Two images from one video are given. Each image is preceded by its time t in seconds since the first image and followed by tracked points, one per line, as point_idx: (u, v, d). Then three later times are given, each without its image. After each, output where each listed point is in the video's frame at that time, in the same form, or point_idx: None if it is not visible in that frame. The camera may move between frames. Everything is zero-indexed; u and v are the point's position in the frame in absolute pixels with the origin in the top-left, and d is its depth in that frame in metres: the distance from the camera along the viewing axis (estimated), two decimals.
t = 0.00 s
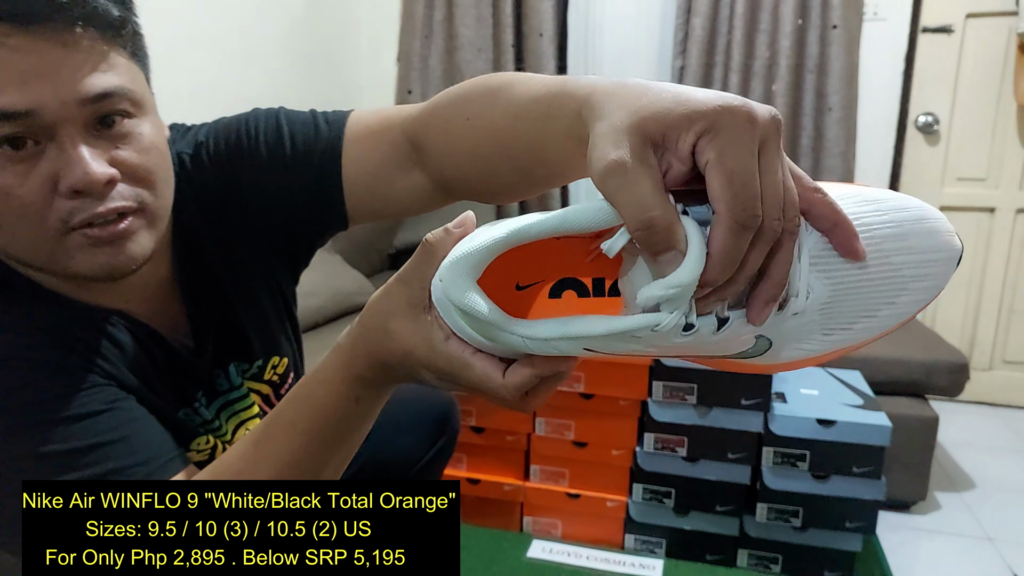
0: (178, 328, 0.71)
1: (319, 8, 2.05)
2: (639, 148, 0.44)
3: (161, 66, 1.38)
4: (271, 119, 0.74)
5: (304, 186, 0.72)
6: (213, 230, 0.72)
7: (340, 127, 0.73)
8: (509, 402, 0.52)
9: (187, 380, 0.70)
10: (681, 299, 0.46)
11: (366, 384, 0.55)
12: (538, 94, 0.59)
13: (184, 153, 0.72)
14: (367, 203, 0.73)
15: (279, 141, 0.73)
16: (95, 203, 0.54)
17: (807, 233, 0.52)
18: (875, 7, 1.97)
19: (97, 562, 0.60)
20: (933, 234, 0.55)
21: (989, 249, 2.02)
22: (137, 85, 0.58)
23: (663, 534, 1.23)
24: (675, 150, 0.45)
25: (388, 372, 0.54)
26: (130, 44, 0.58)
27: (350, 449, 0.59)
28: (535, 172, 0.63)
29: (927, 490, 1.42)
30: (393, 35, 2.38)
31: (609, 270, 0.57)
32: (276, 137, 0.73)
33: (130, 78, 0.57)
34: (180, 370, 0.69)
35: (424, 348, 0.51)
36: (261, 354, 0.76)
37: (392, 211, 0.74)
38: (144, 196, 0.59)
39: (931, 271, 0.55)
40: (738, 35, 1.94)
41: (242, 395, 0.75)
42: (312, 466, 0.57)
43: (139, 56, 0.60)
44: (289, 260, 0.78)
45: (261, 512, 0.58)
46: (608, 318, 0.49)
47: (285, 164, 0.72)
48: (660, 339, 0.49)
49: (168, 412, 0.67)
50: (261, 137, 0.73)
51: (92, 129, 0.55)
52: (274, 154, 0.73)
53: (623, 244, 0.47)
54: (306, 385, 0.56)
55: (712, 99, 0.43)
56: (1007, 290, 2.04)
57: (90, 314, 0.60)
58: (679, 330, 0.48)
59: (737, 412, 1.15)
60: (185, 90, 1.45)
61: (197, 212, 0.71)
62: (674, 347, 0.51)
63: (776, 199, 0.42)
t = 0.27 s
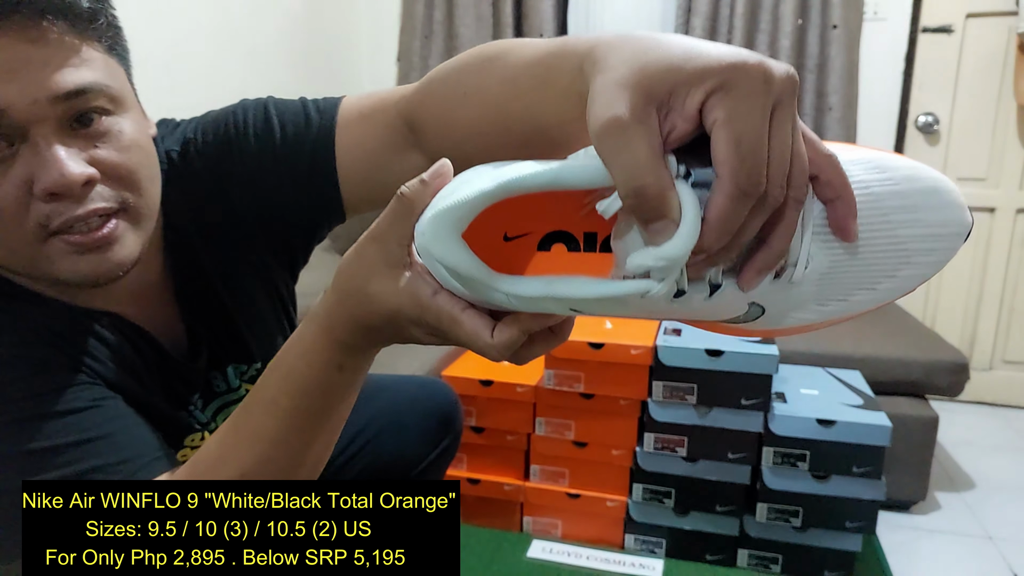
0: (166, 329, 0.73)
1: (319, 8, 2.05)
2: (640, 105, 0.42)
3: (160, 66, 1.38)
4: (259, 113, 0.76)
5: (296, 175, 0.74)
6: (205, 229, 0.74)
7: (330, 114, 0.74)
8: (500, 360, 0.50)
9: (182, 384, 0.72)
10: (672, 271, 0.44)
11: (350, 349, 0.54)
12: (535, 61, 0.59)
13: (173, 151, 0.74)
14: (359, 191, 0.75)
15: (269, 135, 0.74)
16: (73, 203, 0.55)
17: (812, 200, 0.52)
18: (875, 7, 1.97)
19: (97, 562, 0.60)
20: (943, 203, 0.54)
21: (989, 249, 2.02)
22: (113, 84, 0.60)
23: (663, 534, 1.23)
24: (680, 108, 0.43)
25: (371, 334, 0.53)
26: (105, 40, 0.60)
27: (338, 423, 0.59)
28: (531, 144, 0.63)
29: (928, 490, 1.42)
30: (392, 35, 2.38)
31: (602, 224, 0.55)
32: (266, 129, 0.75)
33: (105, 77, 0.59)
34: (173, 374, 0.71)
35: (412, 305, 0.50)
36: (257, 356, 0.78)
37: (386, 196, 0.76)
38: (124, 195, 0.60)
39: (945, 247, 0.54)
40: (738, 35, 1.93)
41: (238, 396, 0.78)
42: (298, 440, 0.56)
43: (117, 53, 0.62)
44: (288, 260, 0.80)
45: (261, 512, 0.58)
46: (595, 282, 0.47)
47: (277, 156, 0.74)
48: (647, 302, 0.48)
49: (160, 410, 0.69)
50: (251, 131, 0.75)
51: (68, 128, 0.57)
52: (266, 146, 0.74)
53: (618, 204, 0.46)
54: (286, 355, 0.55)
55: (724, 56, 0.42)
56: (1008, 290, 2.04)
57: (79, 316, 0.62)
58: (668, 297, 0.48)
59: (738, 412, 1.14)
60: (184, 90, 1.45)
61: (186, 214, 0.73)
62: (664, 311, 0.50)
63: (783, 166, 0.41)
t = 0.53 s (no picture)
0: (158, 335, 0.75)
1: (319, 8, 2.05)
2: (611, 39, 0.39)
3: (160, 66, 1.38)
4: (249, 111, 0.77)
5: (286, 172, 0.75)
6: (197, 234, 0.75)
7: (320, 110, 0.75)
8: (471, 335, 0.49)
9: (172, 391, 0.75)
10: (640, 220, 0.43)
11: (321, 336, 0.55)
12: (517, 36, 0.58)
13: (163, 154, 0.74)
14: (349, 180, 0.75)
15: (261, 134, 0.76)
16: (60, 209, 0.56)
17: (800, 157, 0.50)
18: (875, 7, 1.97)
19: (97, 562, 0.60)
20: (939, 174, 0.54)
21: (988, 249, 2.02)
22: (100, 85, 0.60)
23: (663, 534, 1.23)
24: (655, 43, 0.40)
25: (342, 317, 0.53)
26: (93, 39, 0.60)
27: (314, 413, 0.59)
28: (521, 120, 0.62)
29: (927, 490, 1.42)
30: (392, 35, 2.38)
31: (578, 189, 0.56)
32: (257, 126, 0.76)
33: (93, 80, 0.59)
34: (166, 379, 0.74)
35: (379, 279, 0.50)
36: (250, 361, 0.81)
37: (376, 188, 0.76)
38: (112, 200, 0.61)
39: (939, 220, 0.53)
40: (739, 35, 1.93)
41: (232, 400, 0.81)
42: (271, 431, 0.56)
43: (105, 53, 0.62)
44: (283, 263, 0.81)
45: (261, 512, 0.60)
46: (562, 239, 0.46)
47: (267, 150, 0.75)
48: (617, 265, 0.47)
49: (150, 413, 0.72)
50: (241, 129, 0.76)
51: (54, 133, 0.57)
52: (258, 141, 0.75)
53: (589, 154, 0.42)
54: (256, 346, 0.55)
55: None
56: (1007, 290, 2.04)
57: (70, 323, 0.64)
58: (638, 257, 0.47)
59: (738, 411, 1.14)
60: (184, 89, 1.45)
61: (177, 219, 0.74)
62: (637, 275, 0.49)
63: (762, 105, 0.38)
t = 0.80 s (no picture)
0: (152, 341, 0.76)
1: (319, 8, 2.05)
2: (604, 54, 0.39)
3: (161, 67, 1.38)
4: (240, 114, 0.77)
5: (275, 175, 0.75)
6: (187, 235, 0.75)
7: (310, 112, 0.76)
8: (461, 348, 0.50)
9: (164, 397, 0.76)
10: (634, 238, 0.43)
11: (305, 349, 0.56)
12: (504, 42, 0.59)
13: (152, 155, 0.75)
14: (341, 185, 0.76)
15: (251, 135, 0.76)
16: (42, 214, 0.57)
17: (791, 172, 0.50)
18: (875, 7, 1.97)
19: (97, 562, 0.60)
20: (932, 186, 0.54)
21: (988, 250, 2.02)
22: (83, 88, 0.60)
23: (663, 534, 1.23)
24: (648, 58, 0.40)
25: (327, 331, 0.54)
26: (73, 40, 0.60)
27: (302, 422, 0.60)
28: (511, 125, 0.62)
29: (927, 490, 1.42)
30: (393, 36, 2.38)
31: (568, 202, 0.56)
32: (248, 129, 0.76)
33: (75, 83, 0.59)
34: (158, 386, 0.75)
35: (363, 293, 0.50)
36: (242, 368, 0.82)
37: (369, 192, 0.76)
38: (98, 204, 0.62)
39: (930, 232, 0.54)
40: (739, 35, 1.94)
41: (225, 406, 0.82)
42: (258, 442, 0.57)
43: (87, 54, 0.63)
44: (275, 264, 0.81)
45: (261, 512, 0.60)
46: (554, 256, 0.47)
47: (259, 153, 0.76)
48: (609, 279, 0.48)
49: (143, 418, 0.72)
50: (232, 130, 0.76)
51: (37, 137, 0.58)
52: (248, 144, 0.76)
53: (581, 169, 0.43)
54: (242, 357, 0.56)
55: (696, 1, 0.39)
56: (1007, 290, 2.04)
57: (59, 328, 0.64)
58: (632, 272, 0.47)
59: (737, 412, 1.15)
60: (185, 90, 1.45)
61: (167, 220, 0.74)
62: (629, 289, 0.50)
63: (758, 122, 0.38)
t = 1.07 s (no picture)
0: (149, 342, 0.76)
1: (319, 8, 2.05)
2: (597, 62, 0.39)
3: (161, 67, 1.38)
4: (235, 115, 0.77)
5: (271, 178, 0.76)
6: (182, 236, 0.75)
7: (306, 114, 0.76)
8: (456, 356, 0.49)
9: (161, 399, 0.76)
10: (629, 246, 0.43)
11: (298, 357, 0.56)
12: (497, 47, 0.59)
13: (148, 155, 0.75)
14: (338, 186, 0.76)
15: (247, 137, 0.76)
16: (37, 215, 0.56)
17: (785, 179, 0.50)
18: (875, 7, 1.97)
19: (97, 562, 0.60)
20: (929, 192, 0.54)
21: (989, 249, 2.02)
22: (77, 90, 0.60)
23: (663, 534, 1.23)
24: (642, 66, 0.39)
25: (317, 341, 0.54)
26: (67, 40, 0.60)
27: (295, 428, 0.61)
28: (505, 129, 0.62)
29: (928, 490, 1.42)
30: (393, 35, 2.38)
31: (562, 209, 0.56)
32: (243, 130, 0.76)
33: (69, 84, 0.59)
34: (154, 388, 0.75)
35: (357, 302, 0.50)
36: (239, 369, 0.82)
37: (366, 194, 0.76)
38: (94, 205, 0.61)
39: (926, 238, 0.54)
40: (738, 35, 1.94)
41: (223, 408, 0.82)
42: (251, 449, 0.58)
43: (81, 55, 0.63)
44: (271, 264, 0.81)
45: (261, 512, 0.61)
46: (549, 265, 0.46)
47: (254, 155, 0.76)
48: (605, 289, 0.47)
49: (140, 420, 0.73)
50: (228, 132, 0.76)
51: (32, 139, 0.57)
52: (244, 145, 0.76)
53: (573, 178, 0.43)
54: (235, 366, 0.57)
55: (690, 9, 0.39)
56: (1007, 290, 2.04)
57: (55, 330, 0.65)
58: (628, 280, 0.47)
59: (737, 412, 1.15)
60: (185, 91, 1.45)
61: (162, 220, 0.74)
62: (625, 298, 0.50)
63: (753, 132, 0.38)
